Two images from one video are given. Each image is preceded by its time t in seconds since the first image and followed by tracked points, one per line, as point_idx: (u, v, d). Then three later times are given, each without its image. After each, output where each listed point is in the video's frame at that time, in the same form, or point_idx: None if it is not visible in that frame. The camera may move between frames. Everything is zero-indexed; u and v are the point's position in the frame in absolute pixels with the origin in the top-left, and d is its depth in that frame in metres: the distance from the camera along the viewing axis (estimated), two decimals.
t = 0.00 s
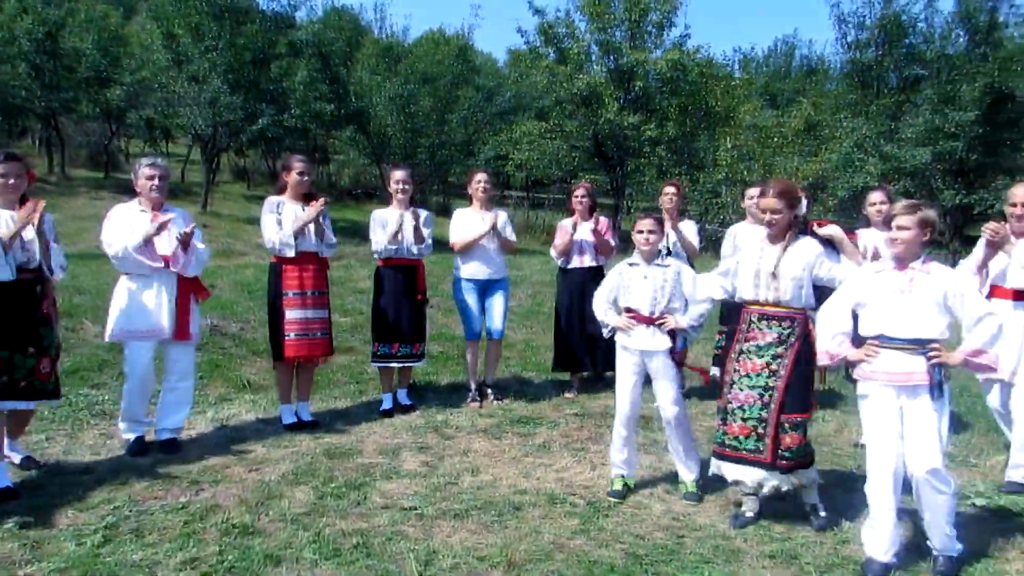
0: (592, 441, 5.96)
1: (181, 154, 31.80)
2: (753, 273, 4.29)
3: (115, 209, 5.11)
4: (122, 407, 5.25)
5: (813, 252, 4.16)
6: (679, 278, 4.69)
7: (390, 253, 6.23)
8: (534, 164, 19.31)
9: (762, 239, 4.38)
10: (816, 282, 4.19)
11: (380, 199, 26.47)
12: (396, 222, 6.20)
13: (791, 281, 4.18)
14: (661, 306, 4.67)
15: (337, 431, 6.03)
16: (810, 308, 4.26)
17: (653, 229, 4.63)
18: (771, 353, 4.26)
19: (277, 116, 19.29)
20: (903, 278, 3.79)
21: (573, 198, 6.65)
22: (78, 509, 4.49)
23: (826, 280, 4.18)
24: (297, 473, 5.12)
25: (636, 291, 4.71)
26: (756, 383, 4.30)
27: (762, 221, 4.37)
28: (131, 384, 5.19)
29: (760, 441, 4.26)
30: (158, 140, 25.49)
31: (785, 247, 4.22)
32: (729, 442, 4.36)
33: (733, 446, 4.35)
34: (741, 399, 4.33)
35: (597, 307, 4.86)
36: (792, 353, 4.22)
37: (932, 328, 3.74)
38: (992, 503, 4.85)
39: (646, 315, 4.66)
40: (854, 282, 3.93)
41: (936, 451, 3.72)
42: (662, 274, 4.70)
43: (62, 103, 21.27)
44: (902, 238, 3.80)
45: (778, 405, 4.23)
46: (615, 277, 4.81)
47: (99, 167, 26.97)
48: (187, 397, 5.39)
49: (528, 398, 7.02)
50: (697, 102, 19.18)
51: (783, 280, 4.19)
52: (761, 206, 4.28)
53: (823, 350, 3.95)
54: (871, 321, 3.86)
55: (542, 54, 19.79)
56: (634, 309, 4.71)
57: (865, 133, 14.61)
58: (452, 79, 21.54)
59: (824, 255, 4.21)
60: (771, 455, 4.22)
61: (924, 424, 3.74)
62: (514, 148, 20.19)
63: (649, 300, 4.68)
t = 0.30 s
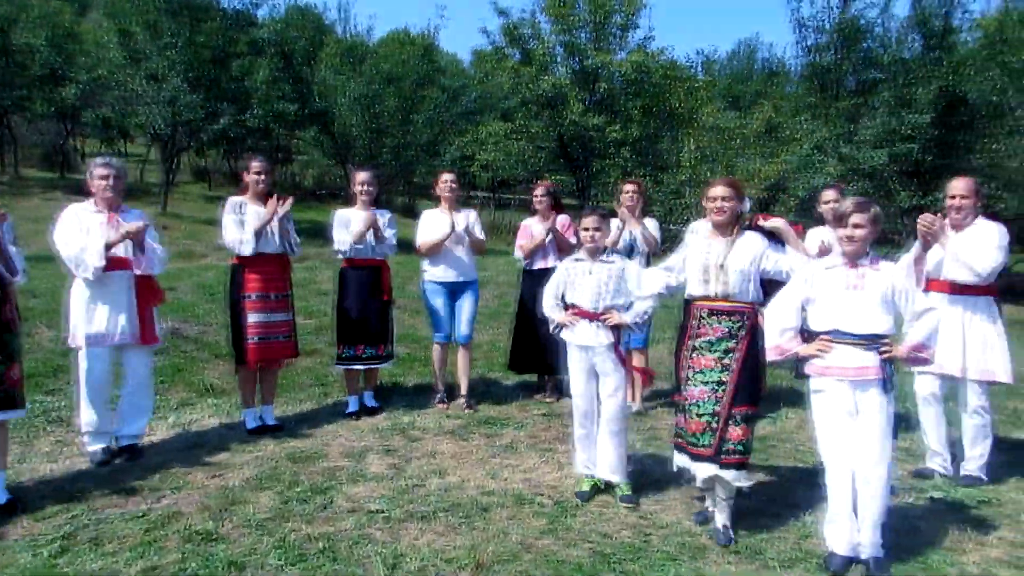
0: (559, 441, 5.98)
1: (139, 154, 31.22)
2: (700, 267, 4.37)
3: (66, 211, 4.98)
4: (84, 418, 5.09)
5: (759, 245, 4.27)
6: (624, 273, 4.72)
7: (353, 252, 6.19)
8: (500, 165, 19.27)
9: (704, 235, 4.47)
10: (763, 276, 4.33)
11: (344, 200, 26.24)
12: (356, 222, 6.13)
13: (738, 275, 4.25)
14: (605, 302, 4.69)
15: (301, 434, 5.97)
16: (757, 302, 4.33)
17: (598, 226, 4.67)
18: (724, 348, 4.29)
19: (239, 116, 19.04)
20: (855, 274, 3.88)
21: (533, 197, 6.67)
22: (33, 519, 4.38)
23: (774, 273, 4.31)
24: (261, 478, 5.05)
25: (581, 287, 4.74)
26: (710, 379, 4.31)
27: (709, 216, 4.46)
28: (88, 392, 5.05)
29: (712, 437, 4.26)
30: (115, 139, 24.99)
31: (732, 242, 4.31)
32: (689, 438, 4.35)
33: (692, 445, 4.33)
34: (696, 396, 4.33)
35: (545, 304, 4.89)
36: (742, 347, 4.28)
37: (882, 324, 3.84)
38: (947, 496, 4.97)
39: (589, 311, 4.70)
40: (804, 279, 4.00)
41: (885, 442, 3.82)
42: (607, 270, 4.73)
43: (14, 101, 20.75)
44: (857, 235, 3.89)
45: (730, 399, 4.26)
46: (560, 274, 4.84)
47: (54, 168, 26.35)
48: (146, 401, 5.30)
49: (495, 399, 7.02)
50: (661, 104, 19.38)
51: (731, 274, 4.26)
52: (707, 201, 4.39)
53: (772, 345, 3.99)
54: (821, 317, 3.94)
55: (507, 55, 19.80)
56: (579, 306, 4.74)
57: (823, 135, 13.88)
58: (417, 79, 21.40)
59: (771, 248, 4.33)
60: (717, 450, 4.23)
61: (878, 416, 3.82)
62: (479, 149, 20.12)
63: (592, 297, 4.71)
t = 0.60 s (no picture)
0: (521, 441, 5.99)
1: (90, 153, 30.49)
2: (657, 270, 4.39)
3: (13, 210, 4.85)
4: (35, 423, 4.94)
5: (715, 250, 4.35)
6: (579, 273, 4.80)
7: (310, 254, 6.11)
8: (461, 166, 19.20)
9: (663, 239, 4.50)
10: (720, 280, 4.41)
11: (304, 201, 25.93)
12: (317, 223, 6.07)
13: (695, 280, 4.30)
14: (561, 301, 4.73)
15: (260, 438, 5.89)
16: (713, 307, 4.39)
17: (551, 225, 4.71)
18: (682, 351, 4.33)
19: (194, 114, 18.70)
20: (812, 272, 3.96)
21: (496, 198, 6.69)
22: None
23: (731, 277, 4.40)
24: (218, 484, 4.96)
25: (536, 287, 4.77)
26: (668, 383, 4.34)
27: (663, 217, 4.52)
28: (35, 397, 4.91)
29: (675, 440, 4.30)
30: (66, 138, 24.37)
31: (689, 242, 4.39)
32: (646, 443, 4.37)
33: (652, 448, 4.36)
34: (655, 400, 4.35)
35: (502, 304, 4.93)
36: (701, 350, 4.32)
37: (838, 321, 3.94)
38: (899, 489, 5.09)
39: (544, 311, 4.73)
40: (763, 277, 4.06)
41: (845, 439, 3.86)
42: (561, 269, 4.76)
43: None
44: (815, 235, 3.94)
45: (690, 402, 4.30)
46: (516, 275, 4.89)
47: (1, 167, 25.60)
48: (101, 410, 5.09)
49: (457, 401, 7.01)
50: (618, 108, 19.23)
51: (689, 280, 4.30)
52: (663, 205, 4.42)
53: (734, 343, 4.03)
54: (781, 315, 4.00)
55: (468, 55, 19.75)
56: (534, 306, 4.77)
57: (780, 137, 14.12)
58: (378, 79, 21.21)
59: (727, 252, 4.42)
60: (683, 454, 4.28)
61: (835, 412, 3.88)
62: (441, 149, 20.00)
63: (548, 297, 4.74)
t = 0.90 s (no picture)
0: (479, 442, 5.99)
1: (32, 152, 29.59)
2: (624, 272, 4.46)
3: None
4: None
5: (678, 248, 4.40)
6: (547, 276, 4.74)
7: (267, 256, 6.03)
8: (417, 166, 19.10)
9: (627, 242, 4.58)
10: (686, 277, 4.44)
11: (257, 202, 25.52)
12: (274, 224, 5.99)
13: (662, 276, 4.36)
14: (530, 307, 4.71)
15: (213, 444, 5.78)
16: (684, 303, 4.42)
17: (520, 230, 4.70)
18: (653, 352, 4.36)
19: (142, 113, 18.27)
20: (780, 277, 4.06)
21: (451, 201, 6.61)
22: None
23: (696, 273, 4.45)
24: (169, 491, 4.86)
25: (505, 293, 4.76)
26: (642, 383, 4.38)
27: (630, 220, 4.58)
28: None
29: (644, 440, 4.37)
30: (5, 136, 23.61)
31: (653, 244, 4.44)
32: (618, 443, 4.45)
33: (628, 451, 4.41)
34: (629, 400, 4.40)
35: (473, 310, 4.91)
36: (672, 351, 4.34)
37: (810, 323, 4.00)
38: (849, 484, 5.23)
39: (515, 317, 4.71)
40: (739, 283, 4.18)
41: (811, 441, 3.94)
42: (530, 274, 4.74)
43: None
44: (781, 239, 4.05)
45: (663, 405, 4.32)
46: (484, 280, 4.87)
47: None
48: (54, 422, 4.98)
49: (415, 404, 6.97)
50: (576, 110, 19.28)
51: (654, 277, 4.36)
52: (628, 207, 4.50)
53: (720, 348, 4.15)
54: (757, 318, 4.10)
55: (424, 55, 19.59)
56: (504, 311, 4.75)
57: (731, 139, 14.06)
58: (332, 78, 20.91)
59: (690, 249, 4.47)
60: (661, 455, 4.33)
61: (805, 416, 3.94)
62: (397, 149, 19.83)
63: (518, 302, 4.72)
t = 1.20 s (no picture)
0: (438, 444, 5.95)
1: None
2: (587, 272, 4.44)
3: None
4: None
5: (640, 246, 4.42)
6: (514, 275, 4.70)
7: (217, 257, 5.93)
8: (375, 166, 18.82)
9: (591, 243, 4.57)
10: (650, 275, 4.47)
11: (210, 201, 25.01)
12: (224, 225, 5.88)
13: (625, 278, 4.37)
14: (498, 307, 4.69)
15: (165, 450, 5.65)
16: (648, 302, 4.44)
17: (489, 229, 4.65)
18: (618, 351, 4.38)
19: (88, 110, 17.73)
20: (739, 273, 4.13)
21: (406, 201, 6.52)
22: None
23: (660, 270, 4.48)
24: (118, 498, 4.74)
25: (472, 293, 4.72)
26: (604, 380, 4.39)
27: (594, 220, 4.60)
28: None
29: (607, 437, 4.32)
30: None
31: (617, 244, 4.44)
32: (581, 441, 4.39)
33: (587, 447, 4.36)
34: (590, 396, 4.39)
35: (439, 310, 4.86)
36: (636, 349, 4.37)
37: (767, 320, 4.07)
38: (803, 480, 5.33)
39: (481, 315, 4.68)
40: (705, 281, 4.26)
41: (769, 432, 4.02)
42: (497, 273, 4.69)
43: None
44: (738, 237, 4.11)
45: (626, 403, 4.34)
46: (450, 280, 4.83)
47: None
48: None
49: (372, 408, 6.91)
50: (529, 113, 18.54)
51: (617, 277, 4.37)
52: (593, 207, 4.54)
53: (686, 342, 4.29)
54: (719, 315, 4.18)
55: (382, 54, 19.16)
56: (471, 310, 4.72)
57: (688, 140, 14.22)
58: (287, 77, 20.47)
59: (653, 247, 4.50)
60: (619, 452, 4.31)
61: (763, 409, 4.02)
62: (355, 149, 19.54)
63: (485, 302, 4.69)
